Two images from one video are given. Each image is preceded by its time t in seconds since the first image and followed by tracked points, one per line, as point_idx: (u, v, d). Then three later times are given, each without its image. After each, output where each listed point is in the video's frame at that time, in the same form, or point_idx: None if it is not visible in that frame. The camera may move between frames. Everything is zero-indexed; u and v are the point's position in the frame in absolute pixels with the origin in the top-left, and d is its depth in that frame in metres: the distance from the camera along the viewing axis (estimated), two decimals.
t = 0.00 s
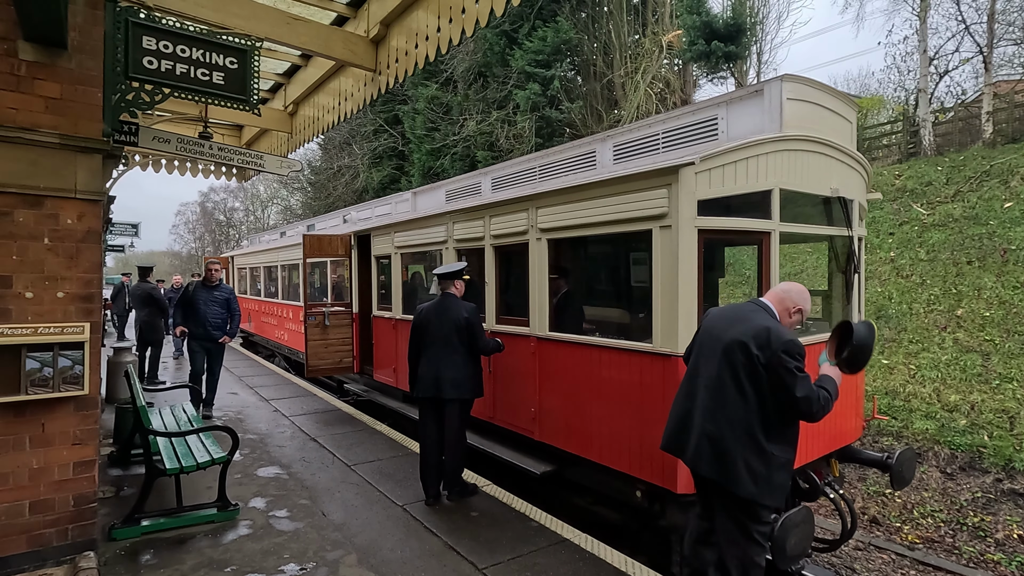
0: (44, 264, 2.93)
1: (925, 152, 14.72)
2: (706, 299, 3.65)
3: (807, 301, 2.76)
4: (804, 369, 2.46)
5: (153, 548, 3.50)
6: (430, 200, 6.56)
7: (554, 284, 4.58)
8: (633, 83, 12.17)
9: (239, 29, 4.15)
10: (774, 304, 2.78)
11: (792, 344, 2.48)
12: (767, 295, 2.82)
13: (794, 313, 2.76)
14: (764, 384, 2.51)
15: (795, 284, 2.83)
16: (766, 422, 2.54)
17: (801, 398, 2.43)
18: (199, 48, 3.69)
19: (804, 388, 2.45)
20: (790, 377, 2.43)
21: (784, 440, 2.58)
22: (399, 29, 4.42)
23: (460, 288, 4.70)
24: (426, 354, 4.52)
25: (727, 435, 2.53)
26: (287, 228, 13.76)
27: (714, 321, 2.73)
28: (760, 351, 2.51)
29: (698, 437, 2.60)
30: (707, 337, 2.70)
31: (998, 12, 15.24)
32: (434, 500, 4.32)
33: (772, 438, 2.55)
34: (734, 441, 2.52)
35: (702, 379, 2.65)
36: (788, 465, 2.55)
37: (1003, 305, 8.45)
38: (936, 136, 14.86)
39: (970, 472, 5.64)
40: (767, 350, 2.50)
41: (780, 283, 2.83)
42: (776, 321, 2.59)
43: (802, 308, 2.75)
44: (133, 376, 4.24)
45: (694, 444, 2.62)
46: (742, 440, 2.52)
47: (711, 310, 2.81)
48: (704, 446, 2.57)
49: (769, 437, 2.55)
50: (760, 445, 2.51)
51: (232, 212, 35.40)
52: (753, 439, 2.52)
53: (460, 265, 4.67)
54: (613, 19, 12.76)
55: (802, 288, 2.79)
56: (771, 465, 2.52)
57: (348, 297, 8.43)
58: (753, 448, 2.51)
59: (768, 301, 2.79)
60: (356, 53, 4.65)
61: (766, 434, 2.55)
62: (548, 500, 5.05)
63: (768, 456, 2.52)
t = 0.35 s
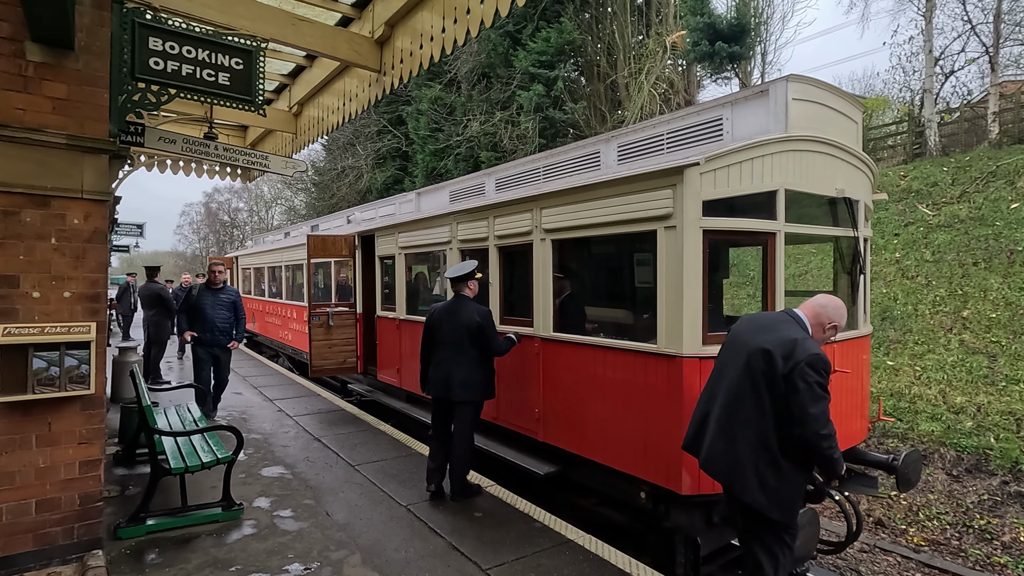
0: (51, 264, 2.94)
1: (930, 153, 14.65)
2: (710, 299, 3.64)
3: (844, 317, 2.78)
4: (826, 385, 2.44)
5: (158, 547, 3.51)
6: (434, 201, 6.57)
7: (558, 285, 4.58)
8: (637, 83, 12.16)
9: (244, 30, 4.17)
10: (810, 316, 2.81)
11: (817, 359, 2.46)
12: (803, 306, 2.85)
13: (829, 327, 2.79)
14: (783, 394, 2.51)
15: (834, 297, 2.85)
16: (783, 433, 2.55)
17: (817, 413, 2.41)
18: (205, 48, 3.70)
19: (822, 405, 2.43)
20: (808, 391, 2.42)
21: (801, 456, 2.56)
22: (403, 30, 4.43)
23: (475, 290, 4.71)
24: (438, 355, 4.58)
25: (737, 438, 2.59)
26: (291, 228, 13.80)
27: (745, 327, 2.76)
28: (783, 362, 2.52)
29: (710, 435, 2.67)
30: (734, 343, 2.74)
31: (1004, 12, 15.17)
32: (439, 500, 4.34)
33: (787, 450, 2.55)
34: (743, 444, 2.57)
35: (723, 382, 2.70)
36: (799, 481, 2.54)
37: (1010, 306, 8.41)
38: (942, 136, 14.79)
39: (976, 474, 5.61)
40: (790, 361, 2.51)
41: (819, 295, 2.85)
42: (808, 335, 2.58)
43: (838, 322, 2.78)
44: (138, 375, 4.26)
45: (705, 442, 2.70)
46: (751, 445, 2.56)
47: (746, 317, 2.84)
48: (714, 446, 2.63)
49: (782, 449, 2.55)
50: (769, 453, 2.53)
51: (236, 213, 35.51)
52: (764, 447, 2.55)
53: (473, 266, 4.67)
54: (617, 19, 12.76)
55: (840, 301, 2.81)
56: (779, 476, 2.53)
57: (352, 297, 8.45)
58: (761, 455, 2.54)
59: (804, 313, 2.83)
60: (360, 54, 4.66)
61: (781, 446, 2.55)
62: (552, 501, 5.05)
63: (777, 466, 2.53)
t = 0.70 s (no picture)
0: (58, 264, 2.96)
1: (936, 153, 14.59)
2: (714, 300, 3.63)
3: (873, 346, 2.65)
4: (835, 404, 2.39)
5: (163, 546, 3.52)
6: (438, 201, 6.58)
7: (562, 284, 4.58)
8: (641, 83, 12.14)
9: (250, 30, 4.18)
10: (835, 337, 2.72)
11: (833, 376, 2.40)
12: (832, 326, 2.76)
13: (854, 353, 2.67)
14: (789, 403, 2.47)
15: (868, 324, 2.73)
16: (779, 438, 2.52)
17: (816, 429, 2.38)
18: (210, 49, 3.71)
19: (823, 421, 2.38)
20: (814, 404, 2.37)
21: (789, 467, 2.54)
22: (408, 30, 4.44)
23: (473, 288, 4.71)
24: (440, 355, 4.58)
25: (729, 430, 2.55)
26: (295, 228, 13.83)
27: (768, 330, 2.71)
28: (796, 371, 2.47)
29: (704, 421, 2.65)
30: (753, 342, 2.70)
31: (1011, 11, 15.09)
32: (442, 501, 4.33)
33: (778, 457, 2.53)
34: (736, 438, 2.54)
35: (731, 376, 2.66)
36: (783, 490, 2.52)
37: (1016, 307, 8.36)
38: (947, 136, 14.72)
39: (982, 476, 5.58)
40: (802, 372, 2.46)
41: (852, 319, 2.75)
42: (830, 351, 2.51)
43: (865, 349, 2.65)
44: (143, 375, 4.27)
45: (698, 426, 2.68)
46: (742, 441, 2.54)
47: (775, 321, 2.79)
48: (706, 432, 2.61)
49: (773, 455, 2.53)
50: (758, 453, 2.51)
51: (240, 214, 35.62)
52: (756, 447, 2.53)
53: (473, 265, 4.67)
54: (621, 19, 12.74)
55: (872, 329, 2.69)
56: (763, 479, 2.52)
57: (356, 297, 8.46)
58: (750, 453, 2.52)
59: (831, 332, 2.74)
60: (364, 54, 4.67)
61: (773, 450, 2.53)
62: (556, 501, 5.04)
63: (764, 470, 2.51)
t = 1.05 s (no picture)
0: (62, 264, 2.98)
1: (940, 153, 14.52)
2: (716, 299, 3.62)
3: (894, 396, 2.56)
4: (839, 432, 2.38)
5: (166, 545, 3.54)
6: (440, 201, 6.58)
7: (564, 284, 4.58)
8: (644, 83, 12.12)
9: (252, 31, 4.20)
10: (859, 376, 2.63)
11: (845, 404, 2.40)
12: (860, 364, 2.67)
13: (872, 396, 2.59)
14: (794, 420, 2.47)
15: (896, 372, 2.63)
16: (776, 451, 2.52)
17: (813, 449, 2.36)
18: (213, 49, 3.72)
19: (822, 445, 2.37)
20: (817, 424, 2.37)
21: (778, 485, 2.51)
22: (410, 30, 4.44)
23: (471, 288, 4.70)
24: (440, 355, 4.58)
25: (728, 426, 2.55)
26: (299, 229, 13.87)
27: (790, 350, 2.74)
28: (808, 391, 2.49)
29: (706, 413, 2.66)
30: (775, 358, 2.72)
31: (1016, 10, 15.01)
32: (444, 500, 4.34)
33: (769, 470, 2.52)
34: (732, 436, 2.53)
35: (744, 382, 2.68)
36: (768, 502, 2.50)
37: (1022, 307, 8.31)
38: (952, 136, 14.66)
39: (987, 477, 5.55)
40: (813, 394, 2.47)
41: (882, 362, 2.64)
42: (846, 384, 2.51)
43: (885, 395, 2.57)
44: (147, 374, 4.29)
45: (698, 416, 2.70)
46: (736, 440, 2.53)
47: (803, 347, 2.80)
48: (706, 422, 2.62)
49: (765, 467, 2.52)
50: (750, 459, 2.50)
51: (244, 214, 35.74)
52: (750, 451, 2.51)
53: (471, 265, 4.66)
54: (624, 19, 12.73)
55: (898, 379, 2.59)
56: (751, 485, 2.50)
57: (359, 297, 8.48)
58: (742, 454, 2.51)
59: (857, 369, 2.65)
60: (367, 55, 4.69)
61: (767, 461, 2.52)
62: (558, 501, 5.04)
63: (752, 477, 2.50)
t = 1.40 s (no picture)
0: (67, 264, 3.00)
1: (945, 152, 14.45)
2: (719, 299, 3.62)
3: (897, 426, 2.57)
4: (848, 448, 2.38)
5: (171, 544, 3.56)
6: (443, 201, 6.58)
7: (566, 284, 4.58)
8: (647, 83, 12.09)
9: (256, 33, 4.21)
10: (871, 401, 2.65)
11: (856, 421, 2.41)
12: (874, 390, 2.68)
13: (879, 423, 2.63)
14: (804, 431, 2.49)
15: (909, 404, 2.63)
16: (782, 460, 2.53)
17: (819, 461, 2.36)
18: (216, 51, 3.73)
19: (829, 459, 2.37)
20: (826, 437, 2.38)
21: (782, 494, 2.51)
22: (412, 31, 4.45)
23: (470, 288, 4.71)
24: (442, 355, 4.58)
25: (735, 425, 2.56)
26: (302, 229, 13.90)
27: (807, 365, 2.76)
28: (820, 405, 2.51)
29: (716, 412, 2.68)
30: (791, 370, 2.75)
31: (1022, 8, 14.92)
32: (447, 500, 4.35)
33: (774, 478, 2.52)
34: (739, 437, 2.54)
35: (756, 389, 2.71)
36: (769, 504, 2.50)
37: None
38: (957, 135, 14.59)
39: (992, 478, 5.52)
40: (824, 408, 2.49)
41: (898, 393, 2.64)
42: (859, 404, 2.52)
43: (891, 425, 2.59)
44: (151, 374, 4.31)
45: (707, 415, 2.72)
46: (744, 442, 2.53)
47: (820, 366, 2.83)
48: (715, 421, 2.64)
49: (771, 474, 2.52)
50: (754, 463, 2.51)
51: (248, 214, 35.87)
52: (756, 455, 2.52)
53: (471, 265, 4.66)
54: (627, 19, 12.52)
55: (910, 412, 2.59)
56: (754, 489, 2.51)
57: (362, 298, 8.50)
58: (748, 456, 2.51)
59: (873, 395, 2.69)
60: (370, 55, 4.70)
61: (772, 469, 2.52)
62: (561, 501, 5.04)
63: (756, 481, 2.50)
